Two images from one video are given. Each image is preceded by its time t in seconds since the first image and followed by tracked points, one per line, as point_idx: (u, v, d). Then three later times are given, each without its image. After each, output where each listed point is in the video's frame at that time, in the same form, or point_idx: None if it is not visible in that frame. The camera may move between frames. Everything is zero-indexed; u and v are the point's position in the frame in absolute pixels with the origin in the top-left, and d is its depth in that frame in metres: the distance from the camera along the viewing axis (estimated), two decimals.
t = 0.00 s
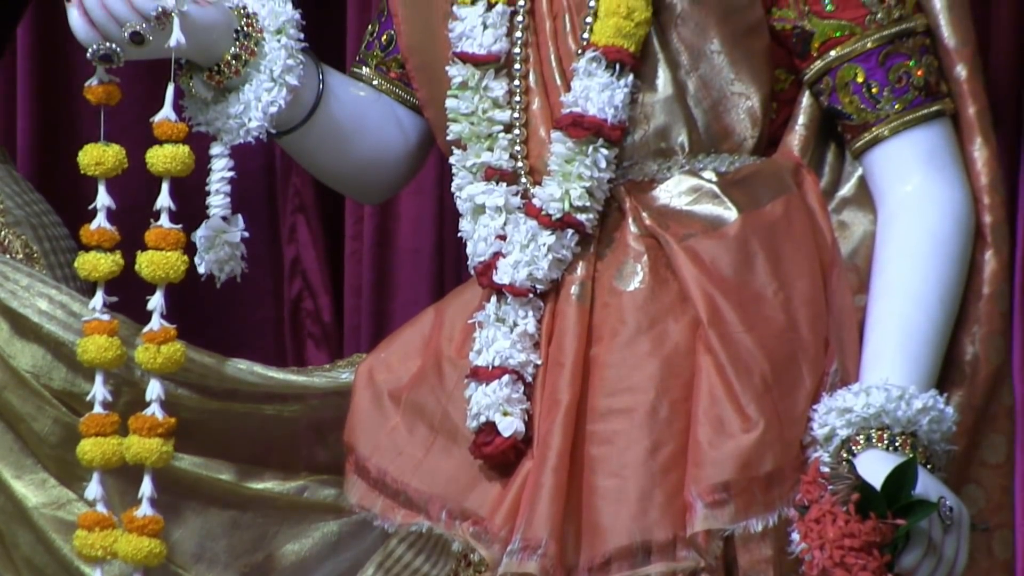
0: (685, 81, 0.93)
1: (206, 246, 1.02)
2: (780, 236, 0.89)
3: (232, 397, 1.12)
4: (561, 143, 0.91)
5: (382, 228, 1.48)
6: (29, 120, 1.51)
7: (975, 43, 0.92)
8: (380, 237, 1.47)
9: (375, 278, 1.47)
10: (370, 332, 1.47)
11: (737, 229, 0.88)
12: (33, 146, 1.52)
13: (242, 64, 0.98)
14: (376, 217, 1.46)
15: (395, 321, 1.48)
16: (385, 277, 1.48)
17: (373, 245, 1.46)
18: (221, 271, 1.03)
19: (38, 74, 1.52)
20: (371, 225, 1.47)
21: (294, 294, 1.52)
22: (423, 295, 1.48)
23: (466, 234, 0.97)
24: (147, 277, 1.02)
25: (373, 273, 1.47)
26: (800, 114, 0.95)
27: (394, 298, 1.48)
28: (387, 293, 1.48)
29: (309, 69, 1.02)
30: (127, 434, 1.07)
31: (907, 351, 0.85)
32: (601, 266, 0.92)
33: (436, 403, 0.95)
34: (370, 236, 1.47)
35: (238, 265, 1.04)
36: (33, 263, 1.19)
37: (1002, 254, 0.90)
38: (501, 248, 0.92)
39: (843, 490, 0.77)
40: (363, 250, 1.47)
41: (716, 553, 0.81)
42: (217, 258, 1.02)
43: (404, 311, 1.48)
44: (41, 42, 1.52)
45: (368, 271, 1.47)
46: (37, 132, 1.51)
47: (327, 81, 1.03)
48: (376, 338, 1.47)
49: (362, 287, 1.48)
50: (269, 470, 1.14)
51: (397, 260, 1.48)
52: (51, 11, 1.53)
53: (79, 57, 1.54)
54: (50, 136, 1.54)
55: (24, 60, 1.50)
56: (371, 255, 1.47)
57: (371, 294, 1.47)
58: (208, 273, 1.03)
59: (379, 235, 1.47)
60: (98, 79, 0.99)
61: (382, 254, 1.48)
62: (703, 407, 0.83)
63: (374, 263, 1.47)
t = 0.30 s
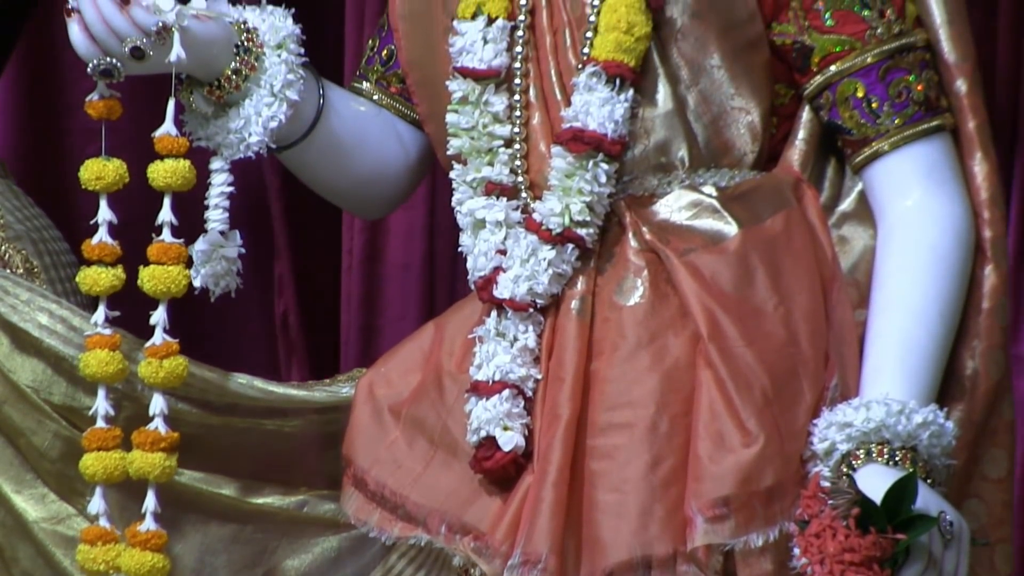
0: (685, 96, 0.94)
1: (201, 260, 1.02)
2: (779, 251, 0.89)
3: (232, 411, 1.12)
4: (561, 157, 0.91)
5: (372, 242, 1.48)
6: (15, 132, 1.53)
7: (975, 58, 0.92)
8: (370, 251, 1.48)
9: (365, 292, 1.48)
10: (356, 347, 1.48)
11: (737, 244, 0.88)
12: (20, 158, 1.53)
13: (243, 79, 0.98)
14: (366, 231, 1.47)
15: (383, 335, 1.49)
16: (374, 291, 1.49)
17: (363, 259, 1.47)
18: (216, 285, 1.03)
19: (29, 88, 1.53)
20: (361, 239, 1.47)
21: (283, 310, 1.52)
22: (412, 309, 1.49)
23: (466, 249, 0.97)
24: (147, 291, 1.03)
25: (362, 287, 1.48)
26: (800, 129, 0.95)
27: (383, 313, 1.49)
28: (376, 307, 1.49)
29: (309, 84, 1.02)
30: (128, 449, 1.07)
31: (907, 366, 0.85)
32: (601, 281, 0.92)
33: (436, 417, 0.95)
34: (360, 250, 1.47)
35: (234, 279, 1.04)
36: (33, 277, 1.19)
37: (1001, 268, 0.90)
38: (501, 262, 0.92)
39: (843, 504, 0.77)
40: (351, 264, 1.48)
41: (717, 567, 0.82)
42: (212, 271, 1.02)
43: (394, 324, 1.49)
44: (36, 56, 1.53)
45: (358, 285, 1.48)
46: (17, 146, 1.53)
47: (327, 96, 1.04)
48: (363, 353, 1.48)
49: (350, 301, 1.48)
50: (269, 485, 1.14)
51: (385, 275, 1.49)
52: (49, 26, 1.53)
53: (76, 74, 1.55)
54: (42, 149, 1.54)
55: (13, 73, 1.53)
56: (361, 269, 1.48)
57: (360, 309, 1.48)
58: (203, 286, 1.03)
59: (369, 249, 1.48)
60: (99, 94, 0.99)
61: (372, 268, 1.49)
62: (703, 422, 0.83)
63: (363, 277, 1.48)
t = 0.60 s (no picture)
0: (685, 105, 0.94)
1: (207, 269, 1.02)
2: (780, 260, 0.89)
3: (232, 420, 1.12)
4: (561, 166, 0.91)
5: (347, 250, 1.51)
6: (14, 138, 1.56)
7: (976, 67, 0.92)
8: (346, 259, 1.51)
9: (338, 300, 1.51)
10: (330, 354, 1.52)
11: (737, 253, 0.88)
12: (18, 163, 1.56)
13: (243, 88, 0.98)
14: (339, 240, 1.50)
15: (355, 342, 1.51)
16: (348, 299, 1.52)
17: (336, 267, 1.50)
18: (223, 294, 1.03)
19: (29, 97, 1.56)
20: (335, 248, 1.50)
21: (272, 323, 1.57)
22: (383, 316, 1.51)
23: (466, 258, 0.97)
24: (146, 300, 1.03)
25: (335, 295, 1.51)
26: (800, 138, 0.95)
27: (356, 319, 1.52)
28: (350, 315, 1.52)
29: (309, 92, 1.02)
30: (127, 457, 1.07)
31: (907, 375, 0.85)
32: (601, 289, 0.92)
33: (436, 426, 0.95)
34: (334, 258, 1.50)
35: (241, 288, 1.04)
36: (33, 286, 1.19)
37: (1002, 277, 0.90)
38: (501, 271, 0.92)
39: (844, 513, 0.77)
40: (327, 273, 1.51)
41: None
42: (218, 281, 1.02)
43: (364, 331, 1.51)
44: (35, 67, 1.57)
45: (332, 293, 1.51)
46: (14, 155, 1.56)
47: (327, 104, 1.04)
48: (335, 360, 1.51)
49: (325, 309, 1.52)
50: (269, 494, 1.13)
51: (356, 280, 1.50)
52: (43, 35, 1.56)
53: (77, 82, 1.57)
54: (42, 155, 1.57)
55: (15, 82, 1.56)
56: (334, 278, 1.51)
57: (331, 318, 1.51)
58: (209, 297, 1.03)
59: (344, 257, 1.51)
60: (98, 103, 0.98)
61: (348, 276, 1.51)
62: (703, 431, 0.83)
63: (338, 284, 1.51)
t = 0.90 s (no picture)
0: (685, 118, 0.94)
1: (202, 282, 1.02)
2: (779, 273, 0.89)
3: (233, 434, 1.13)
4: (561, 179, 0.91)
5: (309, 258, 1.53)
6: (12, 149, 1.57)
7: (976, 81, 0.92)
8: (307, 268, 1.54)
9: (298, 308, 1.54)
10: (290, 363, 1.55)
11: (737, 265, 0.88)
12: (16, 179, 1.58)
13: (243, 102, 0.99)
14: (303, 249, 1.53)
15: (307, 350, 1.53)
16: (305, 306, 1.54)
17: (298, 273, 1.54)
18: (215, 307, 1.03)
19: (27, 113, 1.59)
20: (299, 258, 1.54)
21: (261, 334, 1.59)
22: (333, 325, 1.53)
23: (466, 271, 0.97)
24: (144, 313, 1.03)
25: (295, 303, 1.54)
26: (800, 151, 0.95)
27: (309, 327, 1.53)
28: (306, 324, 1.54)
29: (309, 106, 1.02)
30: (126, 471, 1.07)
31: (907, 388, 0.85)
32: (601, 302, 0.92)
33: (436, 439, 0.95)
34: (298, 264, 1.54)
35: (234, 302, 1.04)
36: (33, 299, 1.19)
37: (1002, 290, 0.90)
38: (501, 284, 0.92)
39: (844, 526, 0.77)
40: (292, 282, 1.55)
41: None
42: (211, 294, 1.02)
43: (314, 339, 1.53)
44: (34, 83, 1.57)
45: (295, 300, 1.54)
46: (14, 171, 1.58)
47: (327, 118, 1.04)
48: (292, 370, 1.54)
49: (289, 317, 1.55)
50: (269, 508, 1.13)
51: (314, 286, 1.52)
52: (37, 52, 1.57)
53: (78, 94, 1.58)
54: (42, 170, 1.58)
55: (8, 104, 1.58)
56: (298, 287, 1.54)
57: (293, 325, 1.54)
58: (201, 308, 1.03)
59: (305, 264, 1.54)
60: (98, 116, 0.99)
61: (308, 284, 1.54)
62: (703, 444, 0.83)
63: (300, 291, 1.54)
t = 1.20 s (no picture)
0: (685, 128, 0.94)
1: (206, 293, 1.02)
2: (780, 284, 0.89)
3: (233, 444, 1.12)
4: (561, 189, 0.91)
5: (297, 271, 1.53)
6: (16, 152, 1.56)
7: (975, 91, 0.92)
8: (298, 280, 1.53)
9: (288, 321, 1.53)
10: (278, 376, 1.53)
11: (737, 275, 0.88)
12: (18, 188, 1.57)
13: (243, 111, 0.99)
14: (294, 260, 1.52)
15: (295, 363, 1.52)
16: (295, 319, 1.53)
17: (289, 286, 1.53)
18: (222, 317, 1.03)
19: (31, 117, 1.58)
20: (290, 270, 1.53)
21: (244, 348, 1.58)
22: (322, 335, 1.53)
23: (466, 280, 0.97)
24: (146, 323, 1.03)
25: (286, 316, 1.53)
26: (800, 161, 0.95)
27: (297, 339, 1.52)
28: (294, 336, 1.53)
29: (309, 116, 1.03)
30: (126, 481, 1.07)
31: (907, 398, 0.85)
32: (601, 312, 0.92)
33: (436, 449, 0.95)
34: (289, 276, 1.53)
35: (240, 312, 1.04)
36: (33, 309, 1.20)
37: (1002, 300, 0.90)
38: (500, 294, 0.93)
39: (843, 536, 0.77)
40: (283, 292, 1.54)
41: None
42: (216, 304, 1.02)
43: (303, 351, 1.51)
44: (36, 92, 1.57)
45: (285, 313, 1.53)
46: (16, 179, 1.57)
47: (327, 128, 1.04)
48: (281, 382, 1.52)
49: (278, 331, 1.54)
50: (273, 516, 1.13)
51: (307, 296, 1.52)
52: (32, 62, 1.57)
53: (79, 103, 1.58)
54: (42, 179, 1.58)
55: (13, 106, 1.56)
56: (288, 299, 1.53)
57: (284, 334, 1.53)
58: (209, 319, 1.04)
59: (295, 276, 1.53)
60: (99, 126, 0.99)
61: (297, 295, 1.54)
62: (703, 454, 0.83)
63: (290, 304, 1.53)
